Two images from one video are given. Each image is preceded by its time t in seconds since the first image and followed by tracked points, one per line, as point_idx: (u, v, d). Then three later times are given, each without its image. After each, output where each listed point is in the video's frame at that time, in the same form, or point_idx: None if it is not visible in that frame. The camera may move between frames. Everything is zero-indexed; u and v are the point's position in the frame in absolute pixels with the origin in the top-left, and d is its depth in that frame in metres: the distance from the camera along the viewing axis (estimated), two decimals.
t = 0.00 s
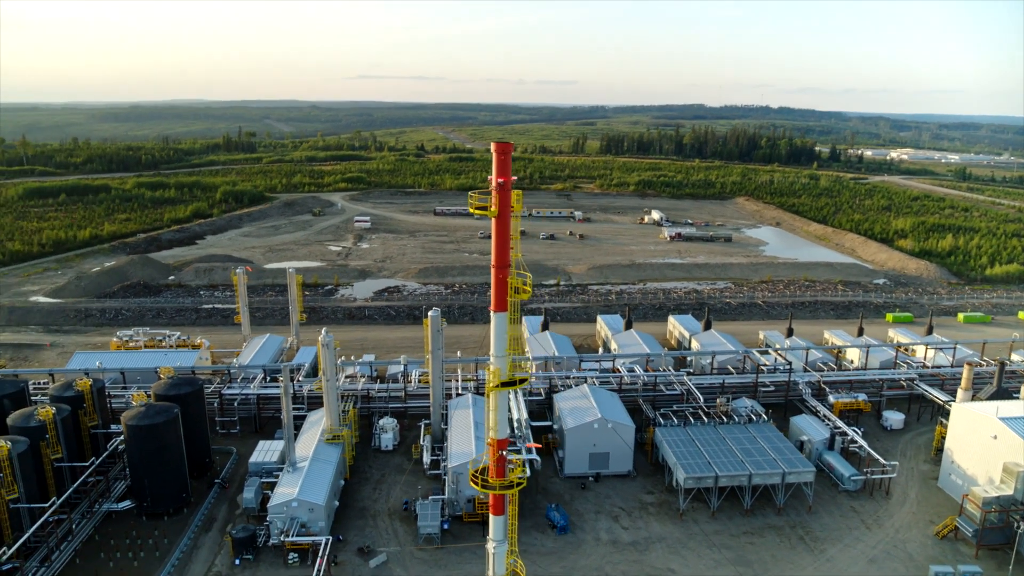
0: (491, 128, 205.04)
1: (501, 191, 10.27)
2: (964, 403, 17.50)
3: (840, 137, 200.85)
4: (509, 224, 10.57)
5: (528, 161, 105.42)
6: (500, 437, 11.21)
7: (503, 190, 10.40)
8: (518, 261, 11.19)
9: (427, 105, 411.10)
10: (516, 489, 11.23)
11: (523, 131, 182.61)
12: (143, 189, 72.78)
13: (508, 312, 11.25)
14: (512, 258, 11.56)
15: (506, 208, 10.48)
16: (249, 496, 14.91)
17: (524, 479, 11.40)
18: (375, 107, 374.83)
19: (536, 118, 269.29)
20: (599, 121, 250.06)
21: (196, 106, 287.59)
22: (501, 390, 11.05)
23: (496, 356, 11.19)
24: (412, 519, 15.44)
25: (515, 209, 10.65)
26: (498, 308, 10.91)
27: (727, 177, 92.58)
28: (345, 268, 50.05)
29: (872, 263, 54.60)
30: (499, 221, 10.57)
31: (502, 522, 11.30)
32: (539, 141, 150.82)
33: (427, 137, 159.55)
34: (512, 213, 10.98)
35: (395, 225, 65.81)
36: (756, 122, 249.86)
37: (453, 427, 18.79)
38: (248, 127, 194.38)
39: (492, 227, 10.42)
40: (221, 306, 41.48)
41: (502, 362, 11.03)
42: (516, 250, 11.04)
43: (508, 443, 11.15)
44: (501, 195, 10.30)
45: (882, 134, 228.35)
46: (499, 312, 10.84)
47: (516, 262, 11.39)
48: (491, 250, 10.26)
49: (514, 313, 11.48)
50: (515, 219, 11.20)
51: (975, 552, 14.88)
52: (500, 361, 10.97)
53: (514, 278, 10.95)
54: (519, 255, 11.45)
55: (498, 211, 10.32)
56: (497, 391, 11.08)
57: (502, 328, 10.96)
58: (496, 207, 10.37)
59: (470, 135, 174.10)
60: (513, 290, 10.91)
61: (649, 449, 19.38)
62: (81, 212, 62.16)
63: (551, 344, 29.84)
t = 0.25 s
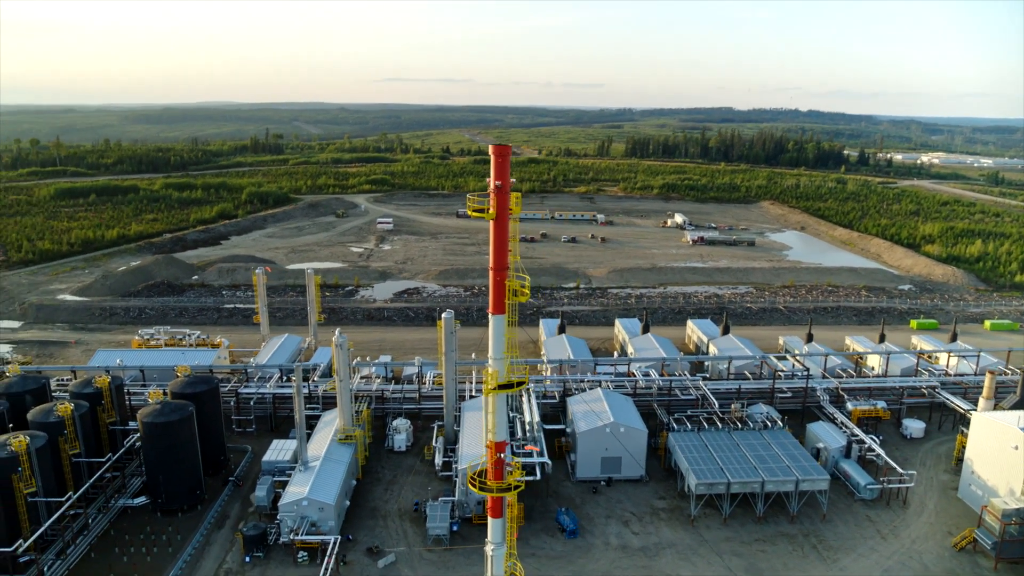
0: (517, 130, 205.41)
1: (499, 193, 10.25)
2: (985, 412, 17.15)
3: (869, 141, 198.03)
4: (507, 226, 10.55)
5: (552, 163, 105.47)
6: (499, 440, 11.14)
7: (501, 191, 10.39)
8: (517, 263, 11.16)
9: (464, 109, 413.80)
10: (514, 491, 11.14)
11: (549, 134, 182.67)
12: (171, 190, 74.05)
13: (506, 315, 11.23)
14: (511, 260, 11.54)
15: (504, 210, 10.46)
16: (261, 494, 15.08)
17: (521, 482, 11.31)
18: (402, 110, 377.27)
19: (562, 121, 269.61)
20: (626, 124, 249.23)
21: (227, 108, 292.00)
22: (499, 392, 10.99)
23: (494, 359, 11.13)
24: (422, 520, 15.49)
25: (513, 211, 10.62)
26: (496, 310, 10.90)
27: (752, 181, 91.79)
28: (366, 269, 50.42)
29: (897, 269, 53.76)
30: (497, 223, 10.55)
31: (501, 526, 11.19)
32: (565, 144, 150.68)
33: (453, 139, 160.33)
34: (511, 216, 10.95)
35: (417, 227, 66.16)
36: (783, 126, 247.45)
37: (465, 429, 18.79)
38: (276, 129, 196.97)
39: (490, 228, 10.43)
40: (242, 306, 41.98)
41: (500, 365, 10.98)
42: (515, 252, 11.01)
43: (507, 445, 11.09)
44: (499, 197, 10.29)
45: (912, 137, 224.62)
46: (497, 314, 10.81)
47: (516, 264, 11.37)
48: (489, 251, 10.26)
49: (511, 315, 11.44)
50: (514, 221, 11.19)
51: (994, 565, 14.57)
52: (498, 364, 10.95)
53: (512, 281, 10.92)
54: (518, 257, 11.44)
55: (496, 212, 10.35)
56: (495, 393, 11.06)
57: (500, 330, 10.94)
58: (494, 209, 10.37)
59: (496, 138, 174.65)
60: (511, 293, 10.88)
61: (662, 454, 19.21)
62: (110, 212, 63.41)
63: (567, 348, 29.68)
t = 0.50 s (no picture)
0: (543, 133, 205.55)
1: (498, 195, 10.32)
2: (1008, 423, 16.79)
3: (901, 145, 194.73)
4: (507, 228, 10.58)
5: (577, 167, 105.39)
6: (498, 442, 10.96)
7: (501, 194, 10.46)
8: (516, 266, 11.14)
9: (489, 111, 415.37)
10: (514, 494, 10.91)
11: (576, 137, 182.45)
12: (199, 191, 75.28)
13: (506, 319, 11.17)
14: (511, 265, 11.51)
15: (503, 212, 10.51)
16: (274, 492, 15.28)
17: (521, 485, 11.09)
18: (429, 112, 379.23)
19: (589, 125, 269.36)
20: (652, 127, 248.00)
21: (257, 111, 296.01)
22: (498, 394, 10.85)
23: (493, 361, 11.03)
24: (432, 521, 15.54)
25: (513, 213, 10.66)
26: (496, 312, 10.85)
27: (778, 185, 90.85)
28: (388, 271, 50.79)
29: (924, 275, 52.83)
30: (497, 226, 10.59)
31: (499, 528, 11.01)
32: (591, 147, 150.41)
33: (480, 142, 160.85)
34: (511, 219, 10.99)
35: (440, 229, 66.47)
36: (811, 129, 244.59)
37: (477, 432, 18.77)
38: (304, 131, 199.27)
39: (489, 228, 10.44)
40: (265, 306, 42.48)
41: (499, 367, 10.87)
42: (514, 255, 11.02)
43: (505, 448, 10.90)
44: (499, 199, 10.37)
45: (945, 141, 220.35)
46: (496, 316, 10.77)
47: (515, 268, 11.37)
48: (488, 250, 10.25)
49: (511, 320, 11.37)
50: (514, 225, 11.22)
51: None
52: (497, 366, 10.84)
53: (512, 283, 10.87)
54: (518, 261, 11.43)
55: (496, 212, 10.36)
56: (494, 396, 10.93)
57: (500, 333, 10.87)
58: (494, 211, 10.43)
59: (522, 141, 174.99)
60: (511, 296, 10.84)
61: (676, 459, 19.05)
62: (140, 213, 64.62)
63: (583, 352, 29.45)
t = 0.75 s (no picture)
0: (571, 136, 205.55)
1: (499, 197, 10.34)
2: None
3: (934, 149, 191.01)
4: (506, 230, 10.58)
5: (603, 170, 105.16)
6: (498, 445, 10.93)
7: (501, 196, 10.47)
8: (516, 269, 11.14)
9: (515, 114, 416.29)
10: (513, 497, 10.88)
11: (603, 141, 182.02)
12: (227, 192, 76.45)
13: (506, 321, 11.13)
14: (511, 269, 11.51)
15: (504, 214, 10.52)
16: (287, 491, 15.46)
17: (521, 487, 11.07)
18: (456, 115, 380.82)
19: (617, 128, 268.62)
20: (680, 131, 246.39)
21: (287, 114, 299.72)
22: (497, 396, 10.80)
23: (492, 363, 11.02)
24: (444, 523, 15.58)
25: (514, 215, 10.66)
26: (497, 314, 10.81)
27: (806, 189, 89.75)
28: (410, 273, 51.11)
29: (954, 281, 51.79)
30: (497, 227, 10.58)
31: (499, 531, 11.04)
32: (618, 151, 149.90)
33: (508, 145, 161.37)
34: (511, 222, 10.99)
35: (463, 231, 66.70)
36: (841, 133, 241.21)
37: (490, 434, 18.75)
38: (332, 133, 201.40)
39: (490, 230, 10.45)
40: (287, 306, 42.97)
41: (499, 369, 10.84)
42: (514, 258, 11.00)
43: (505, 450, 10.89)
44: (499, 202, 10.38)
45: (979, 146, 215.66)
46: (497, 318, 10.72)
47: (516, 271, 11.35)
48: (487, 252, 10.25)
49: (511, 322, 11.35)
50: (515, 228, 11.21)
51: None
52: (497, 368, 10.78)
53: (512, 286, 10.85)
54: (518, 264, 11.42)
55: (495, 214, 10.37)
56: (493, 399, 10.86)
57: (500, 335, 10.82)
58: (494, 214, 10.44)
59: (551, 144, 175.10)
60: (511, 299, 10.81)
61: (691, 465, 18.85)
62: (169, 214, 65.78)
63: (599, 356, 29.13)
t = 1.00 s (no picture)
0: (599, 140, 205.28)
1: (498, 200, 10.30)
2: None
3: (969, 154, 187.02)
4: (507, 232, 10.53)
5: (630, 174, 104.82)
6: (499, 447, 10.95)
7: (501, 199, 10.41)
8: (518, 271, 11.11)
9: (542, 118, 416.87)
10: (514, 498, 10.89)
11: (632, 144, 181.29)
12: (256, 193, 77.53)
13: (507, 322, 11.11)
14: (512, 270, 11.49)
15: (504, 216, 10.46)
16: (301, 489, 15.63)
17: (521, 489, 11.07)
18: (484, 118, 382.02)
19: (645, 131, 267.44)
20: (708, 135, 244.56)
21: (317, 117, 303.33)
22: (498, 399, 10.80)
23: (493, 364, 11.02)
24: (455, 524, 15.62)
25: (514, 217, 10.61)
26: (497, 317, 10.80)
27: (835, 194, 88.53)
28: (432, 275, 51.39)
29: (985, 289, 50.66)
30: (498, 230, 10.53)
31: (500, 533, 11.04)
32: (646, 154, 149.22)
33: (536, 149, 161.70)
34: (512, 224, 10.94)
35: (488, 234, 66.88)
36: (872, 137, 237.39)
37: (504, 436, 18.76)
38: (361, 135, 203.39)
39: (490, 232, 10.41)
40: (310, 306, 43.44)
41: (499, 371, 10.83)
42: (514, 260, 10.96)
43: (505, 452, 10.89)
44: (499, 204, 10.34)
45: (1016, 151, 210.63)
46: (497, 320, 10.73)
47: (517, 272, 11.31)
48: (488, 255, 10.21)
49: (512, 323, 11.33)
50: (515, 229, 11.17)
51: None
52: (497, 371, 10.78)
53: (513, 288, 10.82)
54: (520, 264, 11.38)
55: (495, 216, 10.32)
56: (494, 401, 10.87)
57: (500, 337, 10.82)
58: (495, 216, 10.39)
59: (579, 147, 175.04)
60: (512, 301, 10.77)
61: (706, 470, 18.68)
62: (198, 215, 66.93)
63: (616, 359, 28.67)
